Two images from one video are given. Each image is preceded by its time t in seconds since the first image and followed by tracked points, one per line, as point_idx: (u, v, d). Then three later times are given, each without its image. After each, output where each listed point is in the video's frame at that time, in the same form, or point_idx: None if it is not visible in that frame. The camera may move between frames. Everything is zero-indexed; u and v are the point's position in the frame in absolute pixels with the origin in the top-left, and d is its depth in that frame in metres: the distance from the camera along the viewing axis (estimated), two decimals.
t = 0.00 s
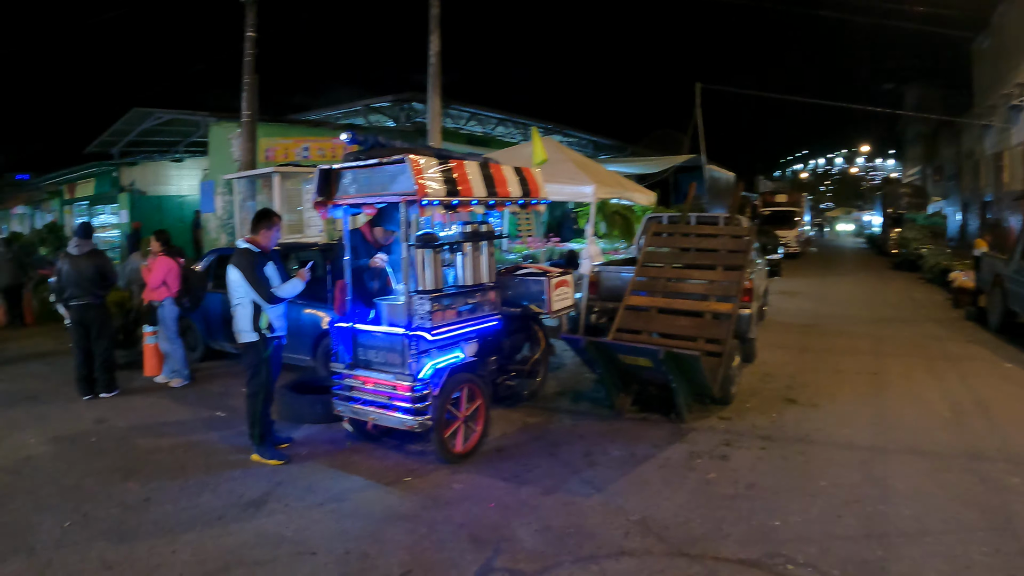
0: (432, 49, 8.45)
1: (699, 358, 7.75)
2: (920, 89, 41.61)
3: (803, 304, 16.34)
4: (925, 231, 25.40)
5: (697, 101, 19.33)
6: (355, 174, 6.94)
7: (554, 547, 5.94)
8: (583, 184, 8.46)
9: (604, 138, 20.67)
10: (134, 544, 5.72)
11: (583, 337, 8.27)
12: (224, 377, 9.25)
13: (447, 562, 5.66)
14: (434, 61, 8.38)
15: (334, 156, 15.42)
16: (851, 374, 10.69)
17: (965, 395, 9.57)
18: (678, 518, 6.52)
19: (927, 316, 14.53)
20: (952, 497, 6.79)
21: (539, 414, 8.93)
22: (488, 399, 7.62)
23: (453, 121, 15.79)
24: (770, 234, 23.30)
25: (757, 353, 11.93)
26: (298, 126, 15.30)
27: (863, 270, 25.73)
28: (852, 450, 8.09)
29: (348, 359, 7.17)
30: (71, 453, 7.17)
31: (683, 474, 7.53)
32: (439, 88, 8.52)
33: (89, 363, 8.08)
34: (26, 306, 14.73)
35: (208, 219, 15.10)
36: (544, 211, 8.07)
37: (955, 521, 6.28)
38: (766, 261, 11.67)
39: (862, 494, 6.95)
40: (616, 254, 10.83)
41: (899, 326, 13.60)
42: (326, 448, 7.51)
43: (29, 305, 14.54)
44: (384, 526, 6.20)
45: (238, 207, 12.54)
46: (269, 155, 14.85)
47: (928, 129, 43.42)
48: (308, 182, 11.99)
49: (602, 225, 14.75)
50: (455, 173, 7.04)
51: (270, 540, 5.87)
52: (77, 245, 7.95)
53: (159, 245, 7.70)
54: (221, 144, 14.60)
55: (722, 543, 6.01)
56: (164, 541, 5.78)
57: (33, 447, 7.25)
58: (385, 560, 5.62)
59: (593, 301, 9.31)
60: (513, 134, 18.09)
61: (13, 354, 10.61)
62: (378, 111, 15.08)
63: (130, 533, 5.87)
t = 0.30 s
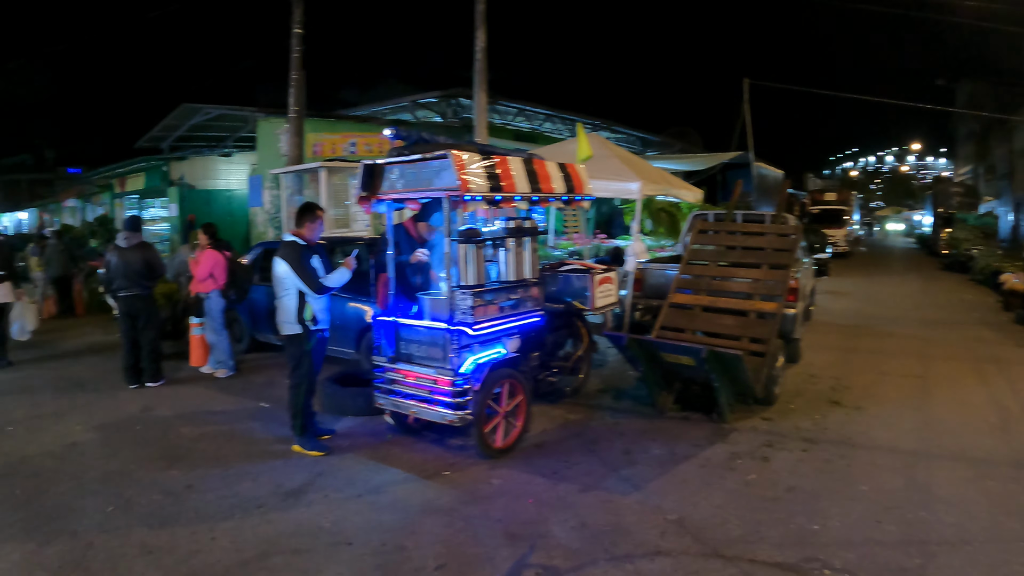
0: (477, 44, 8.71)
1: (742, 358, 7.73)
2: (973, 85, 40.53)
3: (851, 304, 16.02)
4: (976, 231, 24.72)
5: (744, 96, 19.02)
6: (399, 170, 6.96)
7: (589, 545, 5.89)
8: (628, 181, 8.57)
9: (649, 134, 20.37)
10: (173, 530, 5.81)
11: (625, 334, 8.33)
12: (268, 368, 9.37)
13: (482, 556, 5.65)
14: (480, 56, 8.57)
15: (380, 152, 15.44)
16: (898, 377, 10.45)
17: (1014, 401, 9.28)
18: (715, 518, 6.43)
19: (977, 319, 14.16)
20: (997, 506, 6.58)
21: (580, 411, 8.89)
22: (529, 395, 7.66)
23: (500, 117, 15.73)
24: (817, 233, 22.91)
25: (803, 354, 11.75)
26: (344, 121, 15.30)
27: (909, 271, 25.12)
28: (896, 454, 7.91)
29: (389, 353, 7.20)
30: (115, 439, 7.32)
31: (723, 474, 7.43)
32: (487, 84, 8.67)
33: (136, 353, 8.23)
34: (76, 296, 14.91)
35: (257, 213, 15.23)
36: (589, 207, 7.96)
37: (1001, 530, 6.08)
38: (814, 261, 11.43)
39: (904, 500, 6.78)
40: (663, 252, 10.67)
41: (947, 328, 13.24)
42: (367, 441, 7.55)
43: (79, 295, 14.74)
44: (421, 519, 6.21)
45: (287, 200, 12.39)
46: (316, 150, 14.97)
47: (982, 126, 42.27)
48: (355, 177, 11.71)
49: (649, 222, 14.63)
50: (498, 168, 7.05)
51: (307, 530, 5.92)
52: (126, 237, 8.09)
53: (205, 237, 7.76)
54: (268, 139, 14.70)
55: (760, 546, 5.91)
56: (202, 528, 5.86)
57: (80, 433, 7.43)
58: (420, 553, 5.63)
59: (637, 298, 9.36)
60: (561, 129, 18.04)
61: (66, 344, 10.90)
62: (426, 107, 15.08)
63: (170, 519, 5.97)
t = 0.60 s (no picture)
0: (529, 41, 9.00)
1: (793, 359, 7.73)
2: None
3: (905, 307, 15.65)
4: None
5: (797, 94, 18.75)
6: (451, 166, 6.98)
7: (634, 544, 5.85)
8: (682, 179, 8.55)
9: (699, 131, 20.00)
10: (221, 519, 5.92)
11: (675, 334, 8.43)
12: (318, 361, 9.50)
13: (526, 553, 5.65)
14: (530, 52, 8.87)
15: (432, 148, 15.70)
16: (952, 382, 10.19)
17: None
18: (761, 521, 6.33)
19: None
20: None
21: (629, 409, 8.83)
22: (577, 392, 7.67)
23: (552, 113, 15.71)
24: (870, 233, 22.50)
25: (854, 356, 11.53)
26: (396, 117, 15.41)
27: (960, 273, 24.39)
28: (948, 461, 7.71)
29: (439, 348, 7.25)
30: (167, 427, 7.47)
31: (770, 477, 7.32)
32: (538, 81, 8.95)
33: (188, 343, 8.38)
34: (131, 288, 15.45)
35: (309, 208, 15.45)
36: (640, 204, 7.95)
37: None
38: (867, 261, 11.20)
39: (955, 508, 6.60)
40: (714, 250, 10.59)
41: (1003, 334, 12.83)
42: (414, 436, 7.60)
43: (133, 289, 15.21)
44: (465, 514, 6.23)
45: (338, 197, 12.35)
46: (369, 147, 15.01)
47: None
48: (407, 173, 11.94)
49: (700, 220, 14.54)
50: (550, 165, 7.05)
51: (354, 521, 5.98)
52: (179, 231, 8.22)
53: (258, 232, 7.77)
54: (320, 135, 14.89)
55: (805, 551, 5.81)
56: (249, 518, 5.95)
57: (133, 420, 7.62)
58: (465, 548, 5.65)
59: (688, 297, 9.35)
60: (611, 126, 18.04)
61: (123, 334, 11.20)
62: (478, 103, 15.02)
63: (218, 508, 6.08)
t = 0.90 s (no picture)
0: (586, 39, 9.21)
1: (851, 363, 7.57)
2: None
3: (966, 312, 15.20)
4: None
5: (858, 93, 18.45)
6: (508, 164, 6.98)
7: (686, 548, 5.77)
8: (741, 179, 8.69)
9: (756, 129, 19.61)
10: (275, 510, 5.98)
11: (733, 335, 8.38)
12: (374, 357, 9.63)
13: (579, 553, 5.61)
14: (587, 50, 9.06)
15: (489, 145, 15.81)
16: (1014, 391, 9.86)
17: None
18: (817, 528, 6.19)
19: None
20: None
21: (683, 411, 8.76)
22: (633, 392, 7.66)
23: (609, 112, 15.74)
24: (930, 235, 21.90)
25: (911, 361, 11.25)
26: (454, 115, 15.64)
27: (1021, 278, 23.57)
28: (1009, 472, 7.45)
29: (496, 346, 7.28)
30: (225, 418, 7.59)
31: (825, 483, 7.17)
32: (596, 78, 9.13)
33: (247, 337, 8.51)
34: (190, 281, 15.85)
35: (366, 204, 15.54)
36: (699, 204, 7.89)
37: None
38: (928, 264, 10.91)
39: (1016, 521, 6.37)
40: (772, 251, 10.37)
41: None
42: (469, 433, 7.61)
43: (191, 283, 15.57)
44: (518, 512, 6.22)
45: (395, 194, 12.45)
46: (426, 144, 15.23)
47: None
48: (463, 170, 11.94)
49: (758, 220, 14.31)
50: (609, 164, 7.00)
51: (408, 516, 6.01)
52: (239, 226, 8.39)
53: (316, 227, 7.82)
54: (378, 131, 15.08)
55: (861, 559, 5.66)
56: (303, 510, 6.01)
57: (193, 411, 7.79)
58: (517, 546, 5.64)
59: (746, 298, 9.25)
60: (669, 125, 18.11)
61: (185, 326, 11.49)
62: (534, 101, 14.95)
63: (273, 498, 6.15)
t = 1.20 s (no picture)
0: (647, 37, 9.10)
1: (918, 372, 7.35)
2: None
3: None
4: None
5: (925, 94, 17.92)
6: (573, 163, 6.95)
7: (746, 557, 5.61)
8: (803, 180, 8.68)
9: (817, 129, 19.15)
10: (333, 506, 5.93)
11: (796, 340, 8.27)
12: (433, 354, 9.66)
13: (638, 559, 5.49)
14: (649, 49, 8.95)
15: (548, 144, 15.80)
16: None
17: None
18: (880, 541, 5.97)
19: None
20: None
21: (743, 415, 8.61)
22: (694, 396, 7.56)
23: (669, 112, 15.67)
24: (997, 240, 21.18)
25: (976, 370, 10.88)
26: (514, 114, 15.70)
27: None
28: None
29: (557, 347, 7.22)
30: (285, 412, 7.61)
31: (887, 493, 6.92)
32: (657, 77, 9.06)
33: (305, 332, 8.55)
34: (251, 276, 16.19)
35: (425, 202, 15.53)
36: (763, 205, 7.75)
37: None
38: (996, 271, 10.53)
39: None
40: (834, 254, 10.17)
41: None
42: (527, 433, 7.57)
43: (251, 279, 15.82)
44: (576, 515, 6.11)
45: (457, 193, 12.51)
46: (486, 143, 15.32)
47: None
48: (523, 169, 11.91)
49: (821, 222, 14.04)
50: (674, 164, 6.88)
51: (466, 516, 5.95)
52: (300, 223, 8.47)
53: (376, 225, 7.83)
54: (438, 130, 15.17)
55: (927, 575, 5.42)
56: (360, 506, 5.94)
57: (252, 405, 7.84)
58: (576, 550, 5.54)
59: (808, 301, 9.07)
60: (730, 125, 17.92)
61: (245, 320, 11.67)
62: (593, 100, 14.87)
63: (331, 493, 6.09)
